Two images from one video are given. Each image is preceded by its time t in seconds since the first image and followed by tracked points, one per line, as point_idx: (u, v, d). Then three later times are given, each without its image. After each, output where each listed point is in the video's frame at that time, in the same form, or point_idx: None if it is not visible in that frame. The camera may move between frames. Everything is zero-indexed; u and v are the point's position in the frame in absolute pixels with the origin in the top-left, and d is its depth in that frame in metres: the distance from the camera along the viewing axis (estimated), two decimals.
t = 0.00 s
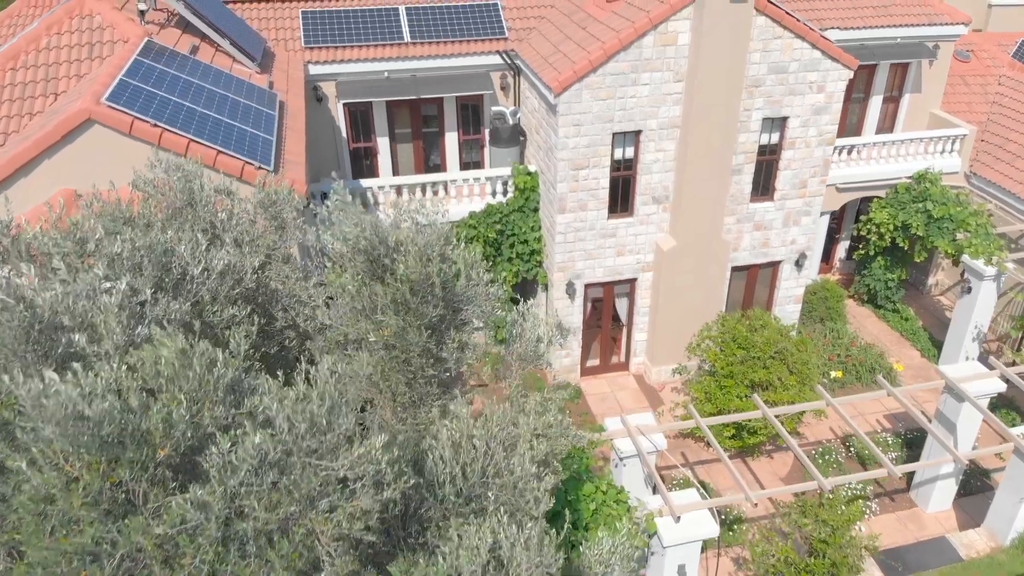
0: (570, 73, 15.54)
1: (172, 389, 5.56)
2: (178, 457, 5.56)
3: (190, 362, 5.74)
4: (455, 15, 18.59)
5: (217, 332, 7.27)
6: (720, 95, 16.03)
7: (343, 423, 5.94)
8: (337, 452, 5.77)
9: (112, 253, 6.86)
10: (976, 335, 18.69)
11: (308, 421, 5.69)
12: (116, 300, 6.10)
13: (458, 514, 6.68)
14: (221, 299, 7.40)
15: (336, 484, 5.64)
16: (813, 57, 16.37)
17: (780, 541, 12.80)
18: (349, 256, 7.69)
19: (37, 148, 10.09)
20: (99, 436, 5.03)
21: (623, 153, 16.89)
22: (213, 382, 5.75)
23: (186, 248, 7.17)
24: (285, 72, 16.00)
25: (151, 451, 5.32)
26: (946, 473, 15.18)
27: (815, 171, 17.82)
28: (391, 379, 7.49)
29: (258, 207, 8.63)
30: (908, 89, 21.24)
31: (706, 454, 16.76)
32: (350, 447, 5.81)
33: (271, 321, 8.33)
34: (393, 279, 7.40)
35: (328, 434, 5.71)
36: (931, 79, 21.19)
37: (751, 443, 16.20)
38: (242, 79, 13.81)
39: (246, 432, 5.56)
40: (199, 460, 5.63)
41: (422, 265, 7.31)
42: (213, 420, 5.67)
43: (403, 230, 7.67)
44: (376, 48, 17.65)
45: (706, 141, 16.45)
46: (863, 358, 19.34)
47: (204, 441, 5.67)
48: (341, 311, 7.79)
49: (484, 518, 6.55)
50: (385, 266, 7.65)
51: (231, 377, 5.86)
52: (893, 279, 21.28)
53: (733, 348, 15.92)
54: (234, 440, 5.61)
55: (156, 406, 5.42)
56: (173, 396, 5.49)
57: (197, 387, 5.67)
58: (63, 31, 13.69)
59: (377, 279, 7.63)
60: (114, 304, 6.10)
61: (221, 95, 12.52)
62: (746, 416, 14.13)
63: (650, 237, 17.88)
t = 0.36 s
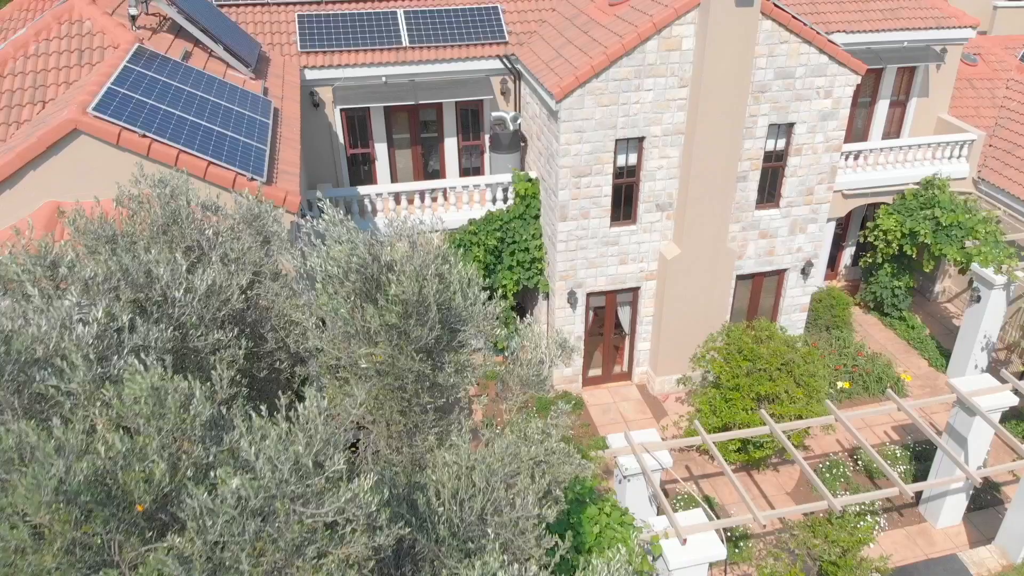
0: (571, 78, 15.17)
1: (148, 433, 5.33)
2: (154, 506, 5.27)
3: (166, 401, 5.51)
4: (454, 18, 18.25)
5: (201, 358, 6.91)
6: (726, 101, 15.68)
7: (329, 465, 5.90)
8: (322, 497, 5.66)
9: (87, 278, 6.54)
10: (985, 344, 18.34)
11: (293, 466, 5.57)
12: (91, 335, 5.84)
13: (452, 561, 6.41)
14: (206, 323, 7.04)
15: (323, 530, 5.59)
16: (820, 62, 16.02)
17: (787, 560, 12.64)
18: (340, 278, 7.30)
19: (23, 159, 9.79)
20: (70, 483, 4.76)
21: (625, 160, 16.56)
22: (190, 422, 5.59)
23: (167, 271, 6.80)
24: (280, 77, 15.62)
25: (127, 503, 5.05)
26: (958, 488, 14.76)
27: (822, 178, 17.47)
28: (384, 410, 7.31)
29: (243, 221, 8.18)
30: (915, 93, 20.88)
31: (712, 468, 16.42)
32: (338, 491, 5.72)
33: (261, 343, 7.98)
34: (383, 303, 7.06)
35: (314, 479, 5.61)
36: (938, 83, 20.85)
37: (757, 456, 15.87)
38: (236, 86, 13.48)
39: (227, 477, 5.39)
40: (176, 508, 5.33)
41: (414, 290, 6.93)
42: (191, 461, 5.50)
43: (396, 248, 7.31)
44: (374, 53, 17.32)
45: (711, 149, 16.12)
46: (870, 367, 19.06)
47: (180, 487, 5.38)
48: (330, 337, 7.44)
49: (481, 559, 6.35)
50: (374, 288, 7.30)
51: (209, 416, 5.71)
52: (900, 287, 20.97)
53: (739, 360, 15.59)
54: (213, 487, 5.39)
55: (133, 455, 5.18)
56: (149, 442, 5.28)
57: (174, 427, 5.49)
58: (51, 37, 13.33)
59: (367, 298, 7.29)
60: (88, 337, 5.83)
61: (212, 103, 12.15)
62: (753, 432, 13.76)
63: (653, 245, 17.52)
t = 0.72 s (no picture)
0: (573, 85, 14.85)
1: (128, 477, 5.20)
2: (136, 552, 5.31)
3: (139, 439, 5.28)
4: (454, 22, 17.93)
5: (187, 385, 6.74)
6: (732, 106, 15.33)
7: (318, 502, 5.64)
8: (313, 538, 5.39)
9: (66, 306, 6.18)
10: (994, 353, 18.05)
11: (280, 504, 5.30)
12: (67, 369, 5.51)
13: None
14: (192, 348, 6.82)
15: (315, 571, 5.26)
16: (827, 67, 15.70)
17: None
18: (335, 301, 6.94)
19: (9, 171, 9.48)
20: (45, 537, 4.67)
21: (628, 167, 16.24)
22: (166, 463, 5.35)
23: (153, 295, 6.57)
24: (276, 83, 15.31)
25: (108, 558, 5.04)
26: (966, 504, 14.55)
27: (828, 185, 17.15)
28: (380, 439, 7.08)
29: (226, 240, 7.86)
30: (922, 97, 20.55)
31: (717, 481, 16.10)
32: (330, 530, 5.44)
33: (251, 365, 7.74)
34: (378, 328, 6.71)
35: (302, 518, 5.34)
36: (945, 88, 20.53)
37: (763, 470, 15.57)
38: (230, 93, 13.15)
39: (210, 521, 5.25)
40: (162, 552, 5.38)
41: (409, 315, 6.55)
42: (173, 505, 5.41)
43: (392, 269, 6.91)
44: (372, 58, 17.00)
45: (716, 156, 15.79)
46: (877, 377, 18.78)
47: (161, 535, 5.39)
48: (322, 363, 7.22)
49: None
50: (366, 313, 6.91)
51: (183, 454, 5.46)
52: (907, 295, 20.65)
53: (745, 371, 15.30)
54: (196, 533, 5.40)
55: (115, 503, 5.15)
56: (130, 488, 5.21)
57: (150, 468, 5.27)
58: (41, 43, 13.01)
59: (364, 324, 6.90)
60: (66, 370, 5.52)
61: (205, 112, 11.85)
62: (760, 448, 13.47)
63: (656, 253, 17.20)
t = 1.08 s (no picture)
0: (575, 92, 14.51)
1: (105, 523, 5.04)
2: None
3: (128, 489, 5.24)
4: (452, 26, 17.58)
5: (170, 418, 6.49)
6: (736, 111, 14.97)
7: (314, 553, 5.30)
8: None
9: (36, 336, 5.89)
10: (1003, 364, 17.75)
11: (274, 556, 4.98)
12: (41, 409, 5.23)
13: None
14: (175, 378, 6.61)
15: None
16: (834, 73, 15.35)
17: None
18: (330, 328, 6.63)
19: None
20: None
21: (631, 174, 15.88)
22: (155, 514, 5.29)
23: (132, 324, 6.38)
24: (270, 89, 14.97)
25: None
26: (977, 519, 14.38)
27: (835, 193, 16.79)
28: (376, 474, 6.75)
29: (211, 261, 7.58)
30: (929, 102, 20.19)
31: (721, 496, 15.75)
32: None
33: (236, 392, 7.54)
34: (377, 361, 6.39)
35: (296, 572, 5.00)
36: (953, 92, 20.17)
37: (769, 485, 15.21)
38: (221, 100, 12.81)
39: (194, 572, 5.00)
40: None
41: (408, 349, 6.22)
42: (155, 555, 5.25)
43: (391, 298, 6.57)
44: (369, 63, 16.67)
45: (720, 165, 15.43)
46: (884, 389, 18.46)
47: None
48: (313, 393, 6.92)
49: None
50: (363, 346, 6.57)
51: (176, 506, 5.43)
52: (913, 303, 20.30)
53: (751, 386, 14.97)
54: None
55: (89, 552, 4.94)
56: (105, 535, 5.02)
57: (134, 519, 5.16)
58: (27, 50, 12.64)
59: (358, 355, 6.55)
60: (40, 411, 5.26)
61: (195, 121, 11.57)
62: (766, 467, 13.19)
63: (659, 262, 16.84)
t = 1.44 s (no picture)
0: (575, 99, 14.16)
1: None
2: None
3: (115, 537, 4.93)
4: (449, 30, 17.22)
5: (148, 454, 6.29)
6: (740, 113, 14.56)
7: None
8: None
9: None
10: (1011, 374, 17.43)
11: None
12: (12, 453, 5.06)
13: None
14: (155, 412, 6.33)
15: None
16: (840, 79, 14.99)
17: None
18: (326, 362, 6.55)
19: None
20: None
21: (631, 182, 15.53)
22: (147, 565, 4.92)
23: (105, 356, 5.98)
24: (262, 96, 14.59)
25: None
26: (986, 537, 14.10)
27: (840, 201, 16.44)
28: (364, 515, 6.66)
29: (196, 282, 7.21)
30: (935, 107, 19.83)
31: (724, 511, 15.38)
32: None
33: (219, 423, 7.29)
34: (381, 390, 6.47)
35: None
36: (959, 97, 19.81)
37: (774, 501, 14.90)
38: (210, 108, 12.46)
39: None
40: None
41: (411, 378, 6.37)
42: None
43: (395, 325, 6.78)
44: (364, 68, 16.30)
45: (723, 173, 15.08)
46: (890, 400, 18.16)
47: None
48: (299, 424, 6.89)
49: None
50: (364, 376, 6.61)
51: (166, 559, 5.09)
52: (919, 311, 19.93)
53: (755, 400, 14.63)
54: None
55: None
56: None
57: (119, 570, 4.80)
58: (10, 57, 12.27)
59: (352, 390, 6.54)
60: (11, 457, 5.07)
61: (183, 131, 11.22)
62: (772, 486, 12.82)
63: (661, 271, 16.48)
